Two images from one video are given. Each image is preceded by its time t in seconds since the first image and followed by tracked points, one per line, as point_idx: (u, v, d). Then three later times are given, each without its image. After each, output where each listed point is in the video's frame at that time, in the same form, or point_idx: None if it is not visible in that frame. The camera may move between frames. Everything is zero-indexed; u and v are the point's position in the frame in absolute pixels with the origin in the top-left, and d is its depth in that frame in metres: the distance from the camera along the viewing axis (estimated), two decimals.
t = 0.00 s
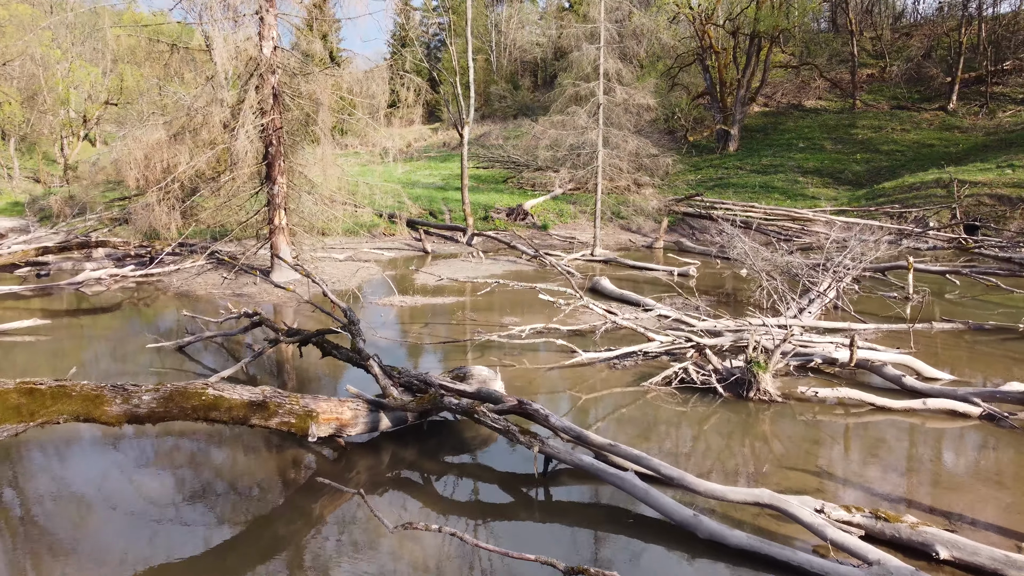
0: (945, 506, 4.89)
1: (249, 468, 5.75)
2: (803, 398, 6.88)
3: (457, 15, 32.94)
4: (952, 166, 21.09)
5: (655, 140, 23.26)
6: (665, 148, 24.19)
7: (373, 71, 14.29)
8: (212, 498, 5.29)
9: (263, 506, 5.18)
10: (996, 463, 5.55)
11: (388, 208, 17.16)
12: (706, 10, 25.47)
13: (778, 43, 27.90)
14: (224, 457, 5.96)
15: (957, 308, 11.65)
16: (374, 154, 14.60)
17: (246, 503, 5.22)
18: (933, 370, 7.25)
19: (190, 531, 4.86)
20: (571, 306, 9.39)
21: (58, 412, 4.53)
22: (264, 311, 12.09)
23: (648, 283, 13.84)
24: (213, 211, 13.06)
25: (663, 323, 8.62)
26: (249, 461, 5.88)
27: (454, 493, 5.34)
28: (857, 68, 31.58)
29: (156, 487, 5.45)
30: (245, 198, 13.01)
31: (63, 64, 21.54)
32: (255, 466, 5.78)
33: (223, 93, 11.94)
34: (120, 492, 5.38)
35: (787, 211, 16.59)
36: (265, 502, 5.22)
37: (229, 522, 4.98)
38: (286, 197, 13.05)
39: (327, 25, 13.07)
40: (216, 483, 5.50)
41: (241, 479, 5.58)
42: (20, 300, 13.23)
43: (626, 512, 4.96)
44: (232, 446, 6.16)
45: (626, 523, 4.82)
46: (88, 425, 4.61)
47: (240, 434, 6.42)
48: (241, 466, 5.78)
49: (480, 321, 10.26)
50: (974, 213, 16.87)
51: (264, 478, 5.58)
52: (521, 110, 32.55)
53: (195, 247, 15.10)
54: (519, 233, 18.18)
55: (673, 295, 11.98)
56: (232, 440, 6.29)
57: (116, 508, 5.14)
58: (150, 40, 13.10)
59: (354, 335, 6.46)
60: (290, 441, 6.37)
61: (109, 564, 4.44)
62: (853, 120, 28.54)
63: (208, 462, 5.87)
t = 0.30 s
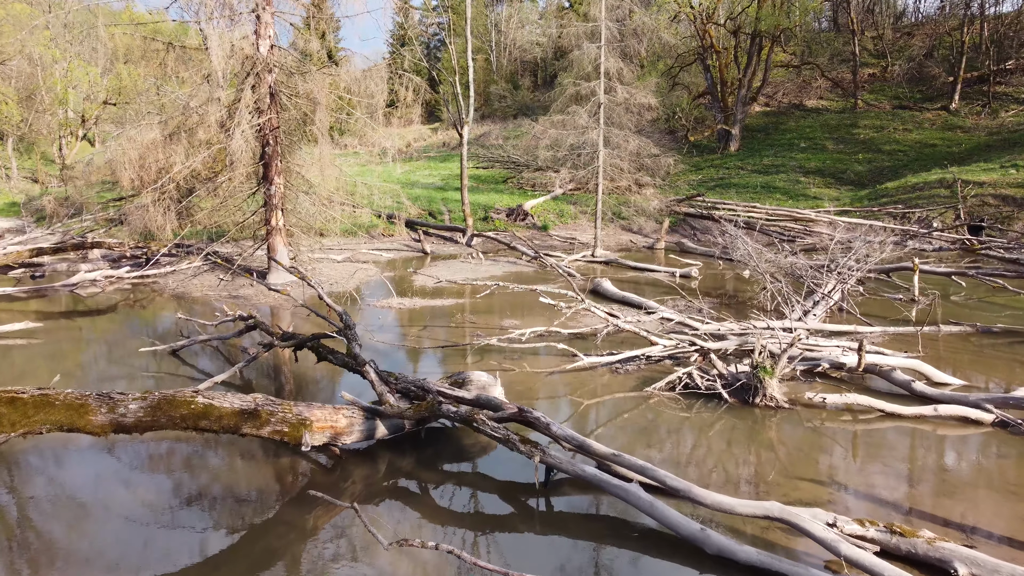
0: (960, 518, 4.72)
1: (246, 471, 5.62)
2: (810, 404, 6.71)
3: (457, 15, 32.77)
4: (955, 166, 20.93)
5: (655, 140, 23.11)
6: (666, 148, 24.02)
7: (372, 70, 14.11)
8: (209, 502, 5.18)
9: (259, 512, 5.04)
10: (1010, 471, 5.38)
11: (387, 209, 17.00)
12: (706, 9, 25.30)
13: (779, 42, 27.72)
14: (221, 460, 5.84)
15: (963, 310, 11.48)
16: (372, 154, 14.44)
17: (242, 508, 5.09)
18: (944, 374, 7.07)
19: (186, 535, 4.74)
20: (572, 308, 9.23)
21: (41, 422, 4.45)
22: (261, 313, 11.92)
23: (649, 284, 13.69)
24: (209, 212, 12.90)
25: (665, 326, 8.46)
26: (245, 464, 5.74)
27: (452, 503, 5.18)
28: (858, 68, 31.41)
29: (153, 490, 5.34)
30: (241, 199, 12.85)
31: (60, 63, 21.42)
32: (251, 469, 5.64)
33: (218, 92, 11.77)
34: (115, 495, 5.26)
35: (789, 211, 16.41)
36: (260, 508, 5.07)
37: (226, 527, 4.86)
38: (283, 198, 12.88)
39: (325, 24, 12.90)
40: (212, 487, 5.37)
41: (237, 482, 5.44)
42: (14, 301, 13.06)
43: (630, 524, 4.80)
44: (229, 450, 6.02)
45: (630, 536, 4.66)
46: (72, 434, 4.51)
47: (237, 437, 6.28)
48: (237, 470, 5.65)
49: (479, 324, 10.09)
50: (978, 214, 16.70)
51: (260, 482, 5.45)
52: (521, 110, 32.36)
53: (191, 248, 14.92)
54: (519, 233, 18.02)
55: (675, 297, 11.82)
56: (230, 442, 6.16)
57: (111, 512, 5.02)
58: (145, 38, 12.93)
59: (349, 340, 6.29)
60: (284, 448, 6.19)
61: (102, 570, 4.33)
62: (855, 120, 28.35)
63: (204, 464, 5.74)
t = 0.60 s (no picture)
0: (976, 531, 4.56)
1: (243, 476, 5.49)
2: (817, 410, 6.55)
3: (456, 15, 32.57)
4: (958, 166, 20.79)
5: (656, 140, 22.96)
6: (667, 148, 23.87)
7: (370, 69, 13.94)
8: (206, 506, 5.07)
9: (255, 518, 4.91)
10: None
11: (386, 209, 16.85)
12: (707, 8, 25.11)
13: (781, 41, 27.54)
14: (218, 463, 5.72)
15: (969, 312, 11.34)
16: (371, 155, 14.28)
17: (240, 512, 4.97)
18: (954, 379, 6.89)
19: (182, 538, 4.64)
20: (573, 311, 9.08)
21: (22, 431, 4.33)
22: (257, 315, 11.74)
23: (650, 286, 13.54)
24: (205, 213, 12.73)
25: (668, 329, 8.31)
26: (241, 469, 5.61)
27: (449, 513, 5.02)
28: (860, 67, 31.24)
29: (150, 493, 5.23)
30: (238, 199, 12.68)
31: (56, 62, 21.23)
32: (247, 475, 5.50)
33: (214, 91, 11.62)
34: (110, 499, 5.15)
35: (791, 212, 16.20)
36: (255, 515, 4.92)
37: (224, 531, 4.74)
38: (280, 199, 12.71)
39: (323, 22, 12.73)
40: (208, 492, 5.24)
41: (234, 487, 5.31)
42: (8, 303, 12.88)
43: (633, 537, 4.64)
44: (225, 454, 5.89)
45: (634, 549, 4.51)
46: (54, 444, 4.39)
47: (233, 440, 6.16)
48: (234, 475, 5.52)
49: (478, 326, 9.92)
50: (983, 215, 16.54)
51: (257, 486, 5.32)
52: (521, 109, 32.18)
53: (187, 248, 14.68)
54: (519, 234, 17.86)
55: (678, 299, 11.65)
56: (227, 446, 6.04)
57: (106, 516, 4.90)
58: (140, 37, 12.75)
59: (345, 345, 6.13)
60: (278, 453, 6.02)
61: None
62: (856, 120, 28.18)
63: (201, 469, 5.62)
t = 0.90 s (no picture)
0: (995, 546, 4.39)
1: (239, 482, 5.36)
2: (826, 417, 6.38)
3: (455, 14, 32.39)
4: (961, 166, 20.65)
5: (657, 139, 22.80)
6: (668, 148, 23.71)
7: (368, 68, 13.77)
8: (203, 510, 4.97)
9: (252, 524, 4.79)
10: None
11: (385, 210, 16.70)
12: (709, 7, 24.92)
13: (783, 40, 27.34)
14: (216, 467, 5.62)
15: (975, 314, 11.20)
16: (370, 155, 14.12)
17: (237, 517, 4.87)
18: (964, 384, 6.74)
19: (178, 543, 4.54)
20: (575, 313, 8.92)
21: (4, 443, 4.26)
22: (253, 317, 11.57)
23: (652, 287, 13.39)
24: (201, 213, 12.57)
25: (672, 333, 8.13)
26: (237, 475, 5.48)
27: (447, 524, 4.86)
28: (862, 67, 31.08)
29: (147, 498, 5.14)
30: (234, 200, 12.51)
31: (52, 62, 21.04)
32: (243, 480, 5.38)
33: (210, 89, 11.45)
34: (106, 505, 5.05)
35: (793, 212, 15.71)
36: (249, 523, 4.78)
37: (220, 537, 4.62)
38: (277, 199, 12.54)
39: (321, 20, 12.56)
40: (205, 497, 5.13)
41: (231, 493, 5.19)
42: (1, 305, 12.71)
43: (638, 551, 4.48)
44: (221, 459, 5.77)
45: (639, 564, 4.35)
46: (37, 455, 4.31)
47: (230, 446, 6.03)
48: (231, 480, 5.40)
49: (478, 329, 9.75)
50: (987, 215, 16.38)
51: (253, 492, 5.19)
52: (521, 109, 31.99)
53: (185, 248, 14.15)
54: (519, 234, 17.70)
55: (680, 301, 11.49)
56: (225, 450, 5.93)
57: (102, 521, 4.80)
58: (135, 35, 12.57)
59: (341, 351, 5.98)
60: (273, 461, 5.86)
61: None
62: (858, 120, 27.99)
63: (197, 473, 5.51)
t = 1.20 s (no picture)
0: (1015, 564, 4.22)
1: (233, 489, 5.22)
2: (835, 424, 6.21)
3: (455, 14, 32.23)
4: (964, 166, 20.49)
5: (659, 139, 22.65)
6: (669, 147, 23.56)
7: (367, 67, 13.61)
8: (200, 514, 4.86)
9: (248, 529, 4.67)
10: None
11: (384, 210, 16.54)
12: (710, 6, 24.77)
13: (784, 39, 27.18)
14: (213, 470, 5.49)
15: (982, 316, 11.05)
16: (369, 155, 13.97)
17: (234, 522, 4.75)
18: (976, 390, 6.58)
19: (172, 549, 4.44)
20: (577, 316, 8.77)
21: None
22: (250, 319, 11.41)
23: (654, 289, 13.25)
24: (197, 214, 12.42)
25: (676, 336, 7.95)
26: (232, 481, 5.34)
27: (445, 535, 4.69)
28: (864, 67, 30.93)
29: (144, 501, 5.05)
30: (231, 200, 12.35)
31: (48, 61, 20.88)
32: (239, 485, 5.24)
33: (206, 89, 11.28)
34: (102, 508, 4.95)
35: (795, 213, 15.52)
36: (244, 530, 4.64)
37: (215, 543, 4.51)
38: (274, 199, 12.38)
39: (319, 18, 12.39)
40: (201, 500, 5.02)
41: (228, 496, 5.07)
42: None
43: (644, 566, 4.32)
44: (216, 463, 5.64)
45: None
46: (19, 468, 4.24)
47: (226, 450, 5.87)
48: (228, 484, 5.29)
49: (478, 332, 9.57)
50: (991, 216, 16.23)
51: (249, 498, 5.06)
52: (521, 109, 31.81)
53: (180, 250, 14.25)
54: (519, 235, 17.56)
55: (682, 304, 11.33)
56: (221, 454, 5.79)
57: (98, 526, 4.71)
58: (130, 33, 12.40)
59: (336, 357, 5.82)
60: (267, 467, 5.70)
61: None
62: (860, 120, 27.83)
63: (193, 476, 5.39)
